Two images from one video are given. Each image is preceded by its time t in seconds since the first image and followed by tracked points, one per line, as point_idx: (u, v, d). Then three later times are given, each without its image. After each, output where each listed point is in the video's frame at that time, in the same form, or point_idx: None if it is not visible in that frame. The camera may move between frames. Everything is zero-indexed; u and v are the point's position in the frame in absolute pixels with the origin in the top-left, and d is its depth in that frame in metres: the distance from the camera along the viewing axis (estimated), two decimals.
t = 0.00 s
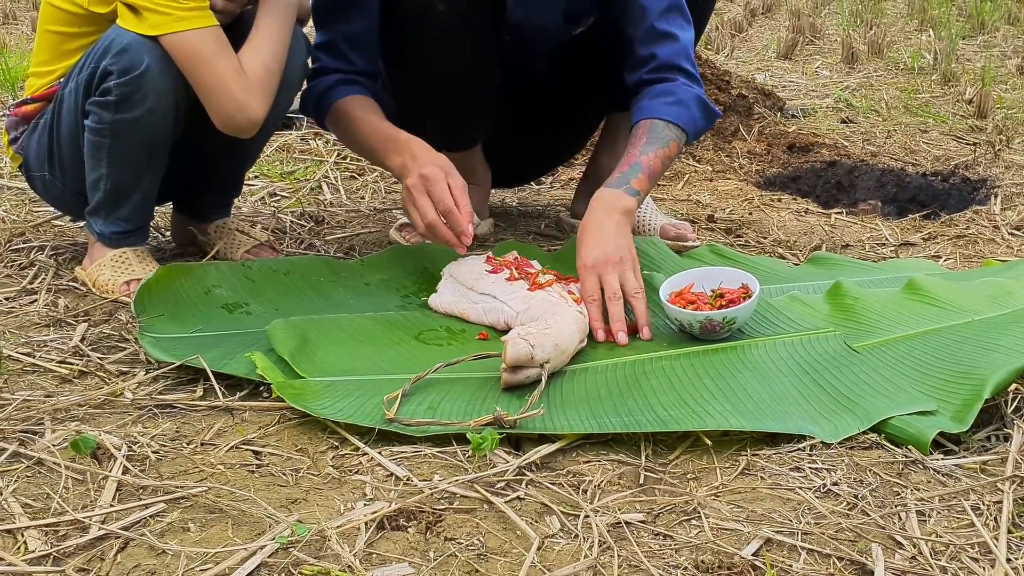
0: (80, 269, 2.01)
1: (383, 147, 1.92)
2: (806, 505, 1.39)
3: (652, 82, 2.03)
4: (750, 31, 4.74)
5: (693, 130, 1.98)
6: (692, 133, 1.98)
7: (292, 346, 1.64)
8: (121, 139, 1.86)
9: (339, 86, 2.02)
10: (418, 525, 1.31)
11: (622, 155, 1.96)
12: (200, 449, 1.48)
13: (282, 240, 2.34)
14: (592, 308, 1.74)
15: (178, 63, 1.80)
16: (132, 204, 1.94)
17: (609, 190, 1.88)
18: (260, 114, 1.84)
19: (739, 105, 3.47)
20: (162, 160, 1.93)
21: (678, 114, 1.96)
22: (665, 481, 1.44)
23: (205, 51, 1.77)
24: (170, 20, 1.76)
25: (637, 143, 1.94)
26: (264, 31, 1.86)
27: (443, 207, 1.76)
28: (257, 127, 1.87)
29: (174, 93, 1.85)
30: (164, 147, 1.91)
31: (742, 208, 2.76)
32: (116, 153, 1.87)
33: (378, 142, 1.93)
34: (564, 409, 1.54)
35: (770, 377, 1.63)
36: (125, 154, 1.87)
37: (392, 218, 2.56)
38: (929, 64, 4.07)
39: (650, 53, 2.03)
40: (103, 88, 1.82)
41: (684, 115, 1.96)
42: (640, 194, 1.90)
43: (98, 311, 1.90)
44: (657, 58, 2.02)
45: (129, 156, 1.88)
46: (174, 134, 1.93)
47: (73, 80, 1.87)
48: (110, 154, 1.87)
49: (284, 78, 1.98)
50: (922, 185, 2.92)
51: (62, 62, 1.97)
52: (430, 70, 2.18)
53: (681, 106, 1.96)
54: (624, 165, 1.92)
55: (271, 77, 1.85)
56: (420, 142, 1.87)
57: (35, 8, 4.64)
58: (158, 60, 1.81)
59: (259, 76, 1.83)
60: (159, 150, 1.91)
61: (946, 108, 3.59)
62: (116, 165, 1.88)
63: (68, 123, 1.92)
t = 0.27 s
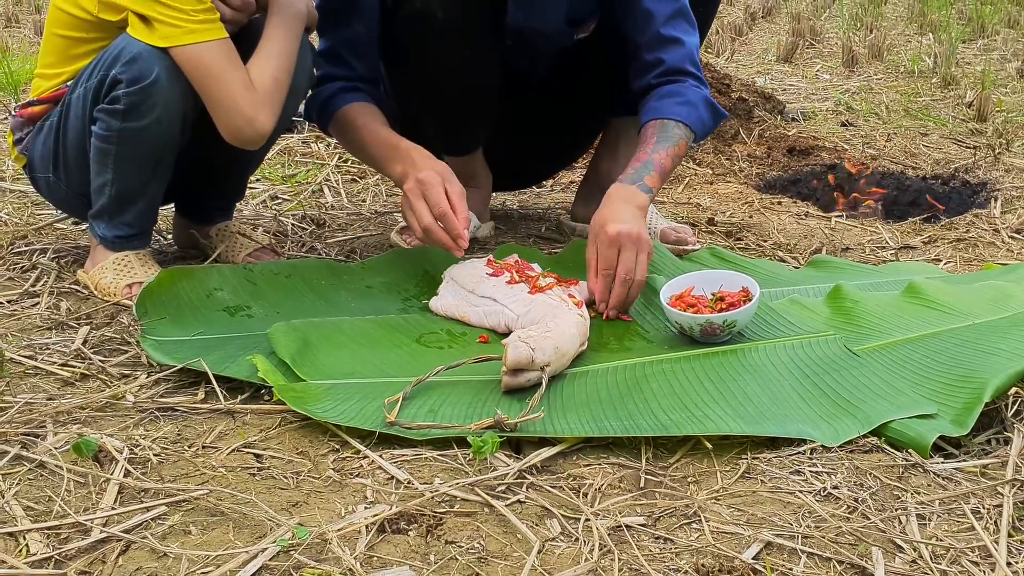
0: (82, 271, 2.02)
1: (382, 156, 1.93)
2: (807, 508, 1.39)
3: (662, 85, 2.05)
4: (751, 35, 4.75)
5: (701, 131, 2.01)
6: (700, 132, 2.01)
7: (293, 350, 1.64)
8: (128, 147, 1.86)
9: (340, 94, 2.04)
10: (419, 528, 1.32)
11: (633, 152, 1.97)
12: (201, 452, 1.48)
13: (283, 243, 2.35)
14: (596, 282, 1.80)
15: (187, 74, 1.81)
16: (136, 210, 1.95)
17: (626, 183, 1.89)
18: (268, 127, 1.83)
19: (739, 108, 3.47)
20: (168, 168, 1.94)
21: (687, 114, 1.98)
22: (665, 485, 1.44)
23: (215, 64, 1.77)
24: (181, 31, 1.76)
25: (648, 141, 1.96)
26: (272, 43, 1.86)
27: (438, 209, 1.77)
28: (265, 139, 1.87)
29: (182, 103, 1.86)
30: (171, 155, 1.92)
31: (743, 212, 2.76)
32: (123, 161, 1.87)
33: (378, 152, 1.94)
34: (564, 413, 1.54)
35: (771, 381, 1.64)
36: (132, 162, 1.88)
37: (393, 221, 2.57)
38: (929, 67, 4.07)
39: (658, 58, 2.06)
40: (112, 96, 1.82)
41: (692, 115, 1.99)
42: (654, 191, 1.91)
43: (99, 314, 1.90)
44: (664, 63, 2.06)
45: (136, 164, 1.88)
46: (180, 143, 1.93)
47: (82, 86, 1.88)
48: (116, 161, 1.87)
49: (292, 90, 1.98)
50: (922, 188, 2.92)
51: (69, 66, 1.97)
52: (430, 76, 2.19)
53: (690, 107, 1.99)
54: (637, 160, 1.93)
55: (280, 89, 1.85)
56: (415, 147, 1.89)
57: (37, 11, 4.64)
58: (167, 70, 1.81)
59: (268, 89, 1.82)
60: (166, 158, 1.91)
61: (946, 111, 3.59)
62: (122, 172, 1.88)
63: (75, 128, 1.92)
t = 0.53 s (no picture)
0: (82, 274, 2.02)
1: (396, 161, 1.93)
2: (807, 511, 1.39)
3: (644, 83, 2.06)
4: (751, 38, 4.75)
5: (681, 129, 2.02)
6: (677, 130, 2.01)
7: (294, 353, 1.64)
8: (131, 151, 1.86)
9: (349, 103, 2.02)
10: (420, 531, 1.32)
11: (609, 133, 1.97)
12: (201, 455, 1.48)
13: (283, 246, 2.35)
14: (538, 241, 1.77)
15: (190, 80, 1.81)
16: (138, 213, 1.95)
17: (595, 153, 1.87)
18: (272, 134, 1.84)
19: (739, 111, 3.47)
20: (170, 171, 1.94)
21: (668, 110, 1.99)
22: (665, 487, 1.44)
23: (218, 72, 1.77)
24: (186, 39, 1.76)
25: (626, 125, 1.95)
26: (275, 48, 1.85)
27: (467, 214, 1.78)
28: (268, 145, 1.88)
29: (186, 108, 1.86)
30: (173, 160, 1.92)
31: (743, 215, 2.77)
32: (125, 165, 1.88)
33: (390, 158, 1.94)
34: (565, 416, 1.54)
35: (771, 384, 1.64)
36: (134, 166, 1.88)
37: (394, 224, 2.57)
38: (930, 70, 4.08)
39: (645, 60, 2.07)
40: (115, 102, 1.83)
41: (673, 110, 1.99)
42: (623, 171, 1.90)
43: (99, 317, 1.90)
44: (652, 65, 2.06)
45: (138, 169, 1.89)
46: (182, 146, 1.94)
47: (84, 89, 1.87)
48: (119, 165, 1.88)
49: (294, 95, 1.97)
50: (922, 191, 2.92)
51: (72, 68, 1.97)
52: (431, 78, 2.19)
53: (672, 102, 2.00)
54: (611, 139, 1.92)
55: (283, 95, 1.85)
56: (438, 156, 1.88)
57: (37, 13, 4.65)
58: (172, 77, 1.81)
59: (271, 96, 1.82)
60: (168, 163, 1.92)
61: (946, 115, 3.60)
62: (124, 176, 1.89)
63: (78, 131, 1.92)
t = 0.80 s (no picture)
0: (80, 270, 2.01)
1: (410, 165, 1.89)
2: (806, 505, 1.39)
3: (647, 79, 2.08)
4: (750, 33, 4.75)
5: (681, 125, 2.06)
6: (677, 126, 2.05)
7: (292, 348, 1.64)
8: (128, 145, 1.86)
9: (347, 102, 1.98)
10: (418, 526, 1.31)
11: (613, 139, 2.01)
12: (199, 450, 1.48)
13: (281, 241, 2.34)
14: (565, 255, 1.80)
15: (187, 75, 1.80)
16: (135, 207, 1.95)
17: (601, 169, 1.92)
18: (270, 129, 1.82)
19: (738, 106, 3.47)
20: (167, 166, 1.94)
21: (668, 109, 2.02)
22: (664, 481, 1.44)
23: (214, 65, 1.76)
24: (181, 33, 1.75)
25: (628, 132, 1.99)
26: (273, 43, 1.84)
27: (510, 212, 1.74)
28: (267, 139, 1.86)
29: (183, 102, 1.86)
30: (170, 154, 1.92)
31: (742, 210, 2.76)
32: (122, 160, 1.87)
33: (391, 163, 1.92)
34: (564, 411, 1.54)
35: (770, 378, 1.63)
36: (131, 161, 1.88)
37: (392, 219, 2.56)
38: (929, 65, 4.07)
39: (646, 56, 2.08)
40: (112, 95, 1.82)
41: (675, 109, 2.03)
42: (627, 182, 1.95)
43: (97, 312, 1.90)
44: (654, 60, 2.08)
45: (136, 163, 1.88)
46: (179, 141, 1.93)
47: (80, 85, 1.87)
48: (116, 159, 1.87)
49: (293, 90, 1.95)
50: (921, 186, 2.92)
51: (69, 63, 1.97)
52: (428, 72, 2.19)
53: (673, 101, 2.04)
54: (619, 146, 1.97)
55: (281, 90, 1.83)
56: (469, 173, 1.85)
57: (33, 9, 4.63)
58: (168, 71, 1.81)
59: (268, 91, 1.81)
60: (166, 158, 1.92)
61: (945, 109, 3.59)
62: (121, 170, 1.88)
63: (74, 126, 1.92)
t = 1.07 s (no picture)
0: (76, 258, 2.01)
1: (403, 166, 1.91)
2: (803, 492, 1.39)
3: (628, 72, 2.08)
4: (748, 20, 4.73)
5: (660, 123, 2.05)
6: (658, 123, 2.05)
7: (289, 336, 1.64)
8: (120, 129, 1.85)
9: (347, 92, 1.97)
10: (415, 513, 1.31)
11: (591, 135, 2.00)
12: (196, 438, 1.47)
13: (278, 230, 2.34)
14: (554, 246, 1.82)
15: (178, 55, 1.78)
16: (130, 193, 1.94)
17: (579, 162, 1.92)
18: (260, 111, 1.82)
19: (736, 93, 3.46)
20: (161, 150, 1.93)
21: (649, 105, 2.02)
22: (662, 469, 1.44)
23: (203, 46, 1.74)
24: (170, 14, 1.73)
25: (607, 126, 1.99)
26: (265, 25, 1.82)
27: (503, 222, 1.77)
28: (258, 121, 1.86)
29: (176, 85, 1.85)
30: (163, 138, 1.91)
31: (739, 198, 2.75)
32: (115, 143, 1.86)
33: (384, 154, 1.94)
34: (561, 398, 1.53)
35: (767, 366, 1.63)
36: (124, 145, 1.87)
37: (389, 207, 2.55)
38: (927, 53, 4.06)
39: (630, 46, 2.08)
40: (104, 78, 1.81)
41: (654, 105, 2.03)
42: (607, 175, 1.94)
43: (93, 301, 1.89)
44: (636, 52, 2.07)
45: (129, 147, 1.87)
46: (173, 125, 1.92)
47: (73, 69, 1.86)
48: (109, 143, 1.86)
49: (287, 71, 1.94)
50: (920, 173, 2.91)
51: (62, 50, 1.96)
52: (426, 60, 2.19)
53: (653, 97, 2.03)
54: (596, 142, 1.96)
55: (272, 73, 1.83)
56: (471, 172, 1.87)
57: None
58: (160, 53, 1.79)
59: (260, 74, 1.80)
60: (159, 142, 1.90)
61: (943, 97, 3.58)
62: (114, 155, 1.87)
63: (67, 111, 1.91)
